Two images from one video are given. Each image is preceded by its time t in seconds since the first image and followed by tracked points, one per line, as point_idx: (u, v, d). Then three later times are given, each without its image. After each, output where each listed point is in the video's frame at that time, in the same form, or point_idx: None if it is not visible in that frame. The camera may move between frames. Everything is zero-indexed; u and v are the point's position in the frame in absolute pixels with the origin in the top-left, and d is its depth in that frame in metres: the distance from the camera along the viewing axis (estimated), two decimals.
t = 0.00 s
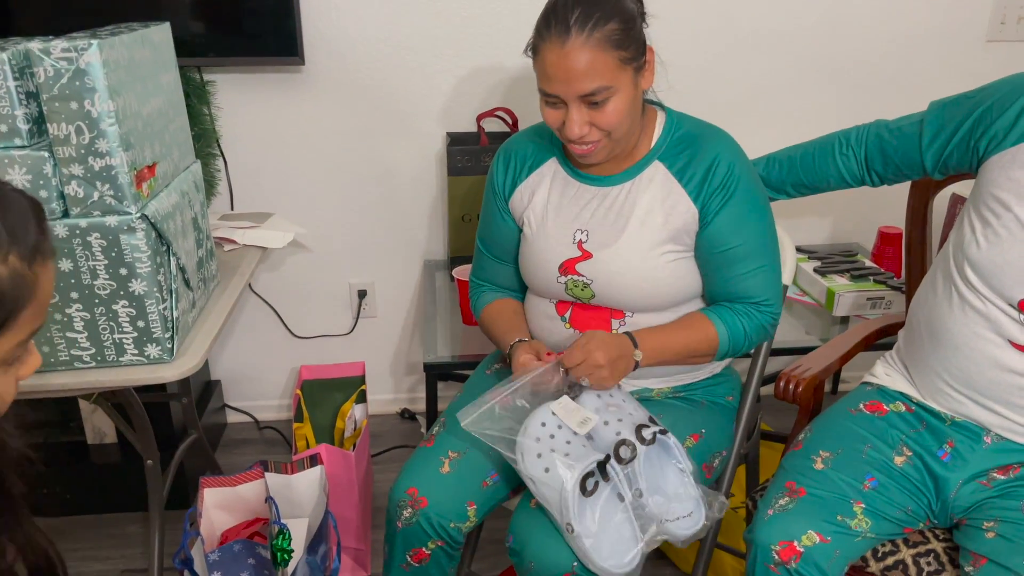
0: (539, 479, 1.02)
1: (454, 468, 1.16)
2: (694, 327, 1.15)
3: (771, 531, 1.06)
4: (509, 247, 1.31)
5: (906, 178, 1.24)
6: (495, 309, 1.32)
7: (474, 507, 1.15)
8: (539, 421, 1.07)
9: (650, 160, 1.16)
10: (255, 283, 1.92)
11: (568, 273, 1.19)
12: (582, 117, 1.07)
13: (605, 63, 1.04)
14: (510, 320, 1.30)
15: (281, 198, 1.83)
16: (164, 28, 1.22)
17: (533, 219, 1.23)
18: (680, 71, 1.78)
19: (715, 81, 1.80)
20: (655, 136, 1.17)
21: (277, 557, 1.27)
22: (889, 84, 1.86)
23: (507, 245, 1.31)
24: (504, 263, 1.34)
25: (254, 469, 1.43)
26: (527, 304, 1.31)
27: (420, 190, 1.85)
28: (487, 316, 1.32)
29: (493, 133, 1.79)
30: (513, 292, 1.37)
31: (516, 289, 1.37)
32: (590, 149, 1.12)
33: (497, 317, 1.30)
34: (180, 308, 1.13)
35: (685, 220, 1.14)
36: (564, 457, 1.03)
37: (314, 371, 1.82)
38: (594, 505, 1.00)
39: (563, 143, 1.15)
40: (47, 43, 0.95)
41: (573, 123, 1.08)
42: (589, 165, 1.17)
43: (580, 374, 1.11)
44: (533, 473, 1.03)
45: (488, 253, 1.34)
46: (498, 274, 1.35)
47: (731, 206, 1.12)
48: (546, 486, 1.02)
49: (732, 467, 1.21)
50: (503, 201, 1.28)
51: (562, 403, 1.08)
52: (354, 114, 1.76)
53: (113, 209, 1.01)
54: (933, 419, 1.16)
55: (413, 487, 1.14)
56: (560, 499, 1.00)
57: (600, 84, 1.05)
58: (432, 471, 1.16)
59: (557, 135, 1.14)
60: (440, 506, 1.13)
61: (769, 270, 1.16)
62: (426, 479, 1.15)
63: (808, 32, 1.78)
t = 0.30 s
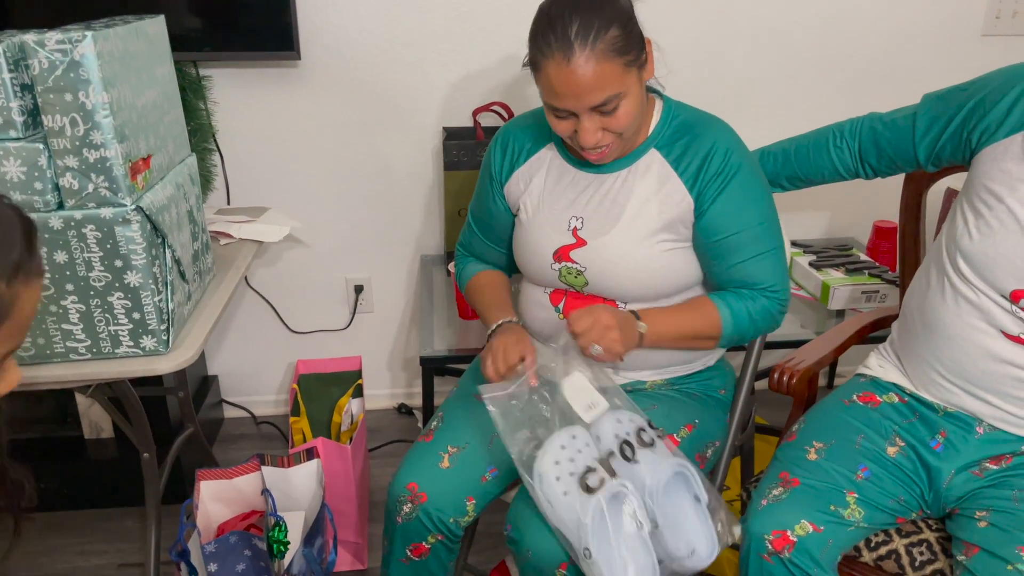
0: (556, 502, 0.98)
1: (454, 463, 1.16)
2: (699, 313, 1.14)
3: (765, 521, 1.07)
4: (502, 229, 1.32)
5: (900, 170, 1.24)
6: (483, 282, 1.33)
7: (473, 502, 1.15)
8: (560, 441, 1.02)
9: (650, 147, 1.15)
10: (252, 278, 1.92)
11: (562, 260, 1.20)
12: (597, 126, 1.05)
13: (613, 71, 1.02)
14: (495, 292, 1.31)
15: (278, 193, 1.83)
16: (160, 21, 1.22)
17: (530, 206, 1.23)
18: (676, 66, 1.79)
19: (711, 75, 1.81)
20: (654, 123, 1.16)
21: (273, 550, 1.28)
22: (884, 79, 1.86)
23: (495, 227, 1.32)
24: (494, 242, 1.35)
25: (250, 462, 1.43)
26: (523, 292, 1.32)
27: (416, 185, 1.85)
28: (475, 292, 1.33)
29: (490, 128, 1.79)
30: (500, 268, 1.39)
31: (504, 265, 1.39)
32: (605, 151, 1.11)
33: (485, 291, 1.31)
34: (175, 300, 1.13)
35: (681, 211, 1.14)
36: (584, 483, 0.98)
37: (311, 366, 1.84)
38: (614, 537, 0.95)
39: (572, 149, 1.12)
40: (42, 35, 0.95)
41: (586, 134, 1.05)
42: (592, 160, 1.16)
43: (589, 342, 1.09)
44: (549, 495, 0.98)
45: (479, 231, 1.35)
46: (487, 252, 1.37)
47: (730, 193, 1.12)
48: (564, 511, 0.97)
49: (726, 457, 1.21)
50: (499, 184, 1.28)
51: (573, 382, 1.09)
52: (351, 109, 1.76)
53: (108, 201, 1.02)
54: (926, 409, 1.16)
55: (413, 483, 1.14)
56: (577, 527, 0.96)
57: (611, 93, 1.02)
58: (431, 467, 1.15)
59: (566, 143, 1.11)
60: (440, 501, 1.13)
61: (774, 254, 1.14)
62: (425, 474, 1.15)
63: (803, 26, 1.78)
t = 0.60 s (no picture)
0: (535, 479, 1.03)
1: (451, 459, 1.17)
2: (653, 313, 1.16)
3: (758, 515, 1.07)
4: (504, 229, 1.30)
5: (892, 167, 1.25)
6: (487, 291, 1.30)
7: (470, 497, 1.16)
8: (524, 428, 1.07)
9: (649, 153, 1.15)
10: (249, 277, 1.92)
11: (561, 262, 1.20)
12: (608, 131, 1.06)
13: (629, 76, 1.02)
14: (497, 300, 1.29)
15: (274, 191, 1.84)
16: (156, 20, 1.23)
17: (529, 206, 1.23)
18: (671, 64, 1.80)
19: (706, 73, 1.81)
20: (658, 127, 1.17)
21: (271, 545, 1.29)
22: (878, 77, 1.87)
23: (496, 227, 1.30)
24: (496, 244, 1.33)
25: (247, 459, 1.43)
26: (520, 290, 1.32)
27: (413, 184, 1.86)
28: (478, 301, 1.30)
29: (486, 126, 1.80)
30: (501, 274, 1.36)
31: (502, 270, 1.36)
32: (615, 156, 1.12)
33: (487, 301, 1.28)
34: (172, 297, 1.14)
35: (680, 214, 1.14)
36: (552, 448, 1.03)
37: (308, 363, 1.84)
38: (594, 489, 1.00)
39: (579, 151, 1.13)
40: (38, 34, 0.95)
41: (598, 138, 1.06)
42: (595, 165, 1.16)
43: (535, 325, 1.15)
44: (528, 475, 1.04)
45: (479, 233, 1.33)
46: (487, 255, 1.34)
47: (719, 200, 1.12)
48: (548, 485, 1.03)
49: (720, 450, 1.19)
50: (503, 181, 1.27)
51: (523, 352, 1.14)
52: (348, 107, 1.77)
53: (105, 199, 1.02)
54: (918, 404, 1.17)
55: (410, 479, 1.14)
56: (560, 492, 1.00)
57: (625, 98, 1.03)
58: (430, 463, 1.16)
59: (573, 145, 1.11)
60: (437, 497, 1.13)
61: (753, 268, 1.15)
62: (422, 471, 1.15)
63: (797, 25, 1.79)
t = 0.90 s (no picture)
0: (546, 510, 1.01)
1: (451, 461, 1.17)
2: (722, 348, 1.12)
3: (756, 515, 1.08)
4: (509, 241, 1.26)
5: (889, 167, 1.26)
6: (485, 302, 1.28)
7: (470, 499, 1.16)
8: (515, 457, 1.04)
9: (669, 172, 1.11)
10: (248, 279, 1.93)
11: (573, 279, 1.15)
12: (627, 155, 1.01)
13: (654, 103, 0.98)
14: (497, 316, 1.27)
15: (274, 194, 1.84)
16: (157, 24, 1.23)
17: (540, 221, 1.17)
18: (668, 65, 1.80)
19: (704, 74, 1.82)
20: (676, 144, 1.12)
21: (272, 547, 1.29)
22: (875, 78, 1.88)
23: (502, 240, 1.26)
24: (500, 256, 1.29)
25: (248, 460, 1.44)
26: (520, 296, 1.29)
27: (412, 186, 1.87)
28: (475, 310, 1.27)
29: (485, 128, 1.80)
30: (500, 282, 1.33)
31: (503, 280, 1.33)
32: (629, 180, 1.07)
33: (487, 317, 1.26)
34: (173, 299, 1.15)
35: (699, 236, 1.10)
36: (553, 475, 1.02)
37: (308, 366, 1.84)
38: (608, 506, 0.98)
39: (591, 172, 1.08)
40: (39, 37, 0.96)
41: (616, 163, 1.01)
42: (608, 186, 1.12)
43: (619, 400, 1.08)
44: (538, 508, 1.01)
45: (482, 242, 1.28)
46: (491, 266, 1.30)
47: (743, 226, 1.10)
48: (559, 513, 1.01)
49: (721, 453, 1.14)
50: (509, 194, 1.22)
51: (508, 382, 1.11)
52: (347, 109, 1.77)
53: (106, 201, 1.03)
54: (915, 403, 1.18)
55: (410, 482, 1.14)
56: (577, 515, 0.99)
57: (649, 125, 0.99)
58: (430, 465, 1.16)
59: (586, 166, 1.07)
60: (438, 500, 1.14)
61: (772, 289, 1.15)
62: (423, 474, 1.15)
63: (794, 26, 1.80)
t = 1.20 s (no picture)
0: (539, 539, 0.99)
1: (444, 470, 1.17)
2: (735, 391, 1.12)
3: (756, 520, 1.08)
4: (501, 261, 1.24)
5: (887, 173, 1.27)
6: (467, 318, 1.27)
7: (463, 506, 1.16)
8: (495, 497, 1.02)
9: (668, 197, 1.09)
10: (249, 285, 1.93)
11: (575, 307, 1.14)
12: (631, 197, 0.98)
13: (663, 150, 0.94)
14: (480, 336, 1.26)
15: (274, 200, 1.85)
16: (158, 33, 1.24)
17: (537, 247, 1.16)
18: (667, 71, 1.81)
19: (702, 80, 1.83)
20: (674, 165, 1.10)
21: (273, 553, 1.31)
22: (873, 83, 1.89)
23: (496, 260, 1.24)
24: (490, 276, 1.27)
25: (248, 467, 1.44)
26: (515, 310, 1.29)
27: (411, 191, 1.87)
28: (457, 327, 1.26)
29: (484, 134, 1.81)
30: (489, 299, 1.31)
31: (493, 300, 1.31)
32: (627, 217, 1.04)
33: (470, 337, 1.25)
34: (174, 307, 1.15)
35: (703, 266, 1.10)
36: (538, 501, 1.00)
37: (308, 372, 1.83)
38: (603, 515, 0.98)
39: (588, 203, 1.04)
40: (42, 47, 0.96)
41: (620, 204, 0.98)
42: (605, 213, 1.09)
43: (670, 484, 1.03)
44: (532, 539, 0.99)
45: (472, 262, 1.27)
46: (480, 286, 1.29)
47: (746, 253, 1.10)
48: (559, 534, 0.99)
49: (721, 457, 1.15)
50: (501, 219, 1.20)
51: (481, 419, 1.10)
52: (347, 116, 1.78)
53: (108, 210, 1.03)
54: (915, 409, 1.18)
55: (402, 490, 1.14)
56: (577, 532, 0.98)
57: (657, 169, 0.95)
58: (421, 474, 1.16)
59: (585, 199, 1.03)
60: (430, 507, 1.14)
61: (774, 309, 1.14)
62: (415, 481, 1.15)
63: (792, 32, 1.81)
